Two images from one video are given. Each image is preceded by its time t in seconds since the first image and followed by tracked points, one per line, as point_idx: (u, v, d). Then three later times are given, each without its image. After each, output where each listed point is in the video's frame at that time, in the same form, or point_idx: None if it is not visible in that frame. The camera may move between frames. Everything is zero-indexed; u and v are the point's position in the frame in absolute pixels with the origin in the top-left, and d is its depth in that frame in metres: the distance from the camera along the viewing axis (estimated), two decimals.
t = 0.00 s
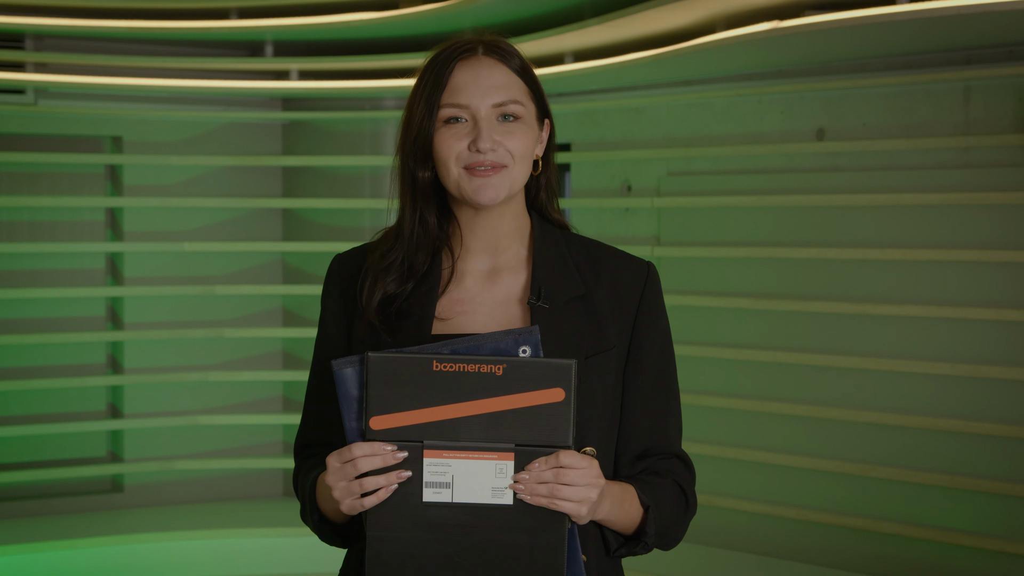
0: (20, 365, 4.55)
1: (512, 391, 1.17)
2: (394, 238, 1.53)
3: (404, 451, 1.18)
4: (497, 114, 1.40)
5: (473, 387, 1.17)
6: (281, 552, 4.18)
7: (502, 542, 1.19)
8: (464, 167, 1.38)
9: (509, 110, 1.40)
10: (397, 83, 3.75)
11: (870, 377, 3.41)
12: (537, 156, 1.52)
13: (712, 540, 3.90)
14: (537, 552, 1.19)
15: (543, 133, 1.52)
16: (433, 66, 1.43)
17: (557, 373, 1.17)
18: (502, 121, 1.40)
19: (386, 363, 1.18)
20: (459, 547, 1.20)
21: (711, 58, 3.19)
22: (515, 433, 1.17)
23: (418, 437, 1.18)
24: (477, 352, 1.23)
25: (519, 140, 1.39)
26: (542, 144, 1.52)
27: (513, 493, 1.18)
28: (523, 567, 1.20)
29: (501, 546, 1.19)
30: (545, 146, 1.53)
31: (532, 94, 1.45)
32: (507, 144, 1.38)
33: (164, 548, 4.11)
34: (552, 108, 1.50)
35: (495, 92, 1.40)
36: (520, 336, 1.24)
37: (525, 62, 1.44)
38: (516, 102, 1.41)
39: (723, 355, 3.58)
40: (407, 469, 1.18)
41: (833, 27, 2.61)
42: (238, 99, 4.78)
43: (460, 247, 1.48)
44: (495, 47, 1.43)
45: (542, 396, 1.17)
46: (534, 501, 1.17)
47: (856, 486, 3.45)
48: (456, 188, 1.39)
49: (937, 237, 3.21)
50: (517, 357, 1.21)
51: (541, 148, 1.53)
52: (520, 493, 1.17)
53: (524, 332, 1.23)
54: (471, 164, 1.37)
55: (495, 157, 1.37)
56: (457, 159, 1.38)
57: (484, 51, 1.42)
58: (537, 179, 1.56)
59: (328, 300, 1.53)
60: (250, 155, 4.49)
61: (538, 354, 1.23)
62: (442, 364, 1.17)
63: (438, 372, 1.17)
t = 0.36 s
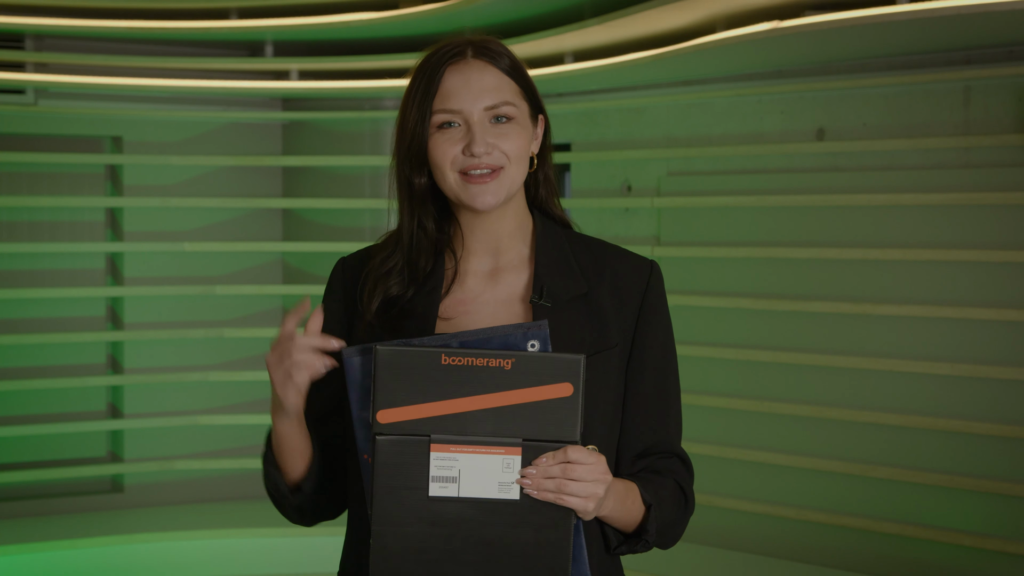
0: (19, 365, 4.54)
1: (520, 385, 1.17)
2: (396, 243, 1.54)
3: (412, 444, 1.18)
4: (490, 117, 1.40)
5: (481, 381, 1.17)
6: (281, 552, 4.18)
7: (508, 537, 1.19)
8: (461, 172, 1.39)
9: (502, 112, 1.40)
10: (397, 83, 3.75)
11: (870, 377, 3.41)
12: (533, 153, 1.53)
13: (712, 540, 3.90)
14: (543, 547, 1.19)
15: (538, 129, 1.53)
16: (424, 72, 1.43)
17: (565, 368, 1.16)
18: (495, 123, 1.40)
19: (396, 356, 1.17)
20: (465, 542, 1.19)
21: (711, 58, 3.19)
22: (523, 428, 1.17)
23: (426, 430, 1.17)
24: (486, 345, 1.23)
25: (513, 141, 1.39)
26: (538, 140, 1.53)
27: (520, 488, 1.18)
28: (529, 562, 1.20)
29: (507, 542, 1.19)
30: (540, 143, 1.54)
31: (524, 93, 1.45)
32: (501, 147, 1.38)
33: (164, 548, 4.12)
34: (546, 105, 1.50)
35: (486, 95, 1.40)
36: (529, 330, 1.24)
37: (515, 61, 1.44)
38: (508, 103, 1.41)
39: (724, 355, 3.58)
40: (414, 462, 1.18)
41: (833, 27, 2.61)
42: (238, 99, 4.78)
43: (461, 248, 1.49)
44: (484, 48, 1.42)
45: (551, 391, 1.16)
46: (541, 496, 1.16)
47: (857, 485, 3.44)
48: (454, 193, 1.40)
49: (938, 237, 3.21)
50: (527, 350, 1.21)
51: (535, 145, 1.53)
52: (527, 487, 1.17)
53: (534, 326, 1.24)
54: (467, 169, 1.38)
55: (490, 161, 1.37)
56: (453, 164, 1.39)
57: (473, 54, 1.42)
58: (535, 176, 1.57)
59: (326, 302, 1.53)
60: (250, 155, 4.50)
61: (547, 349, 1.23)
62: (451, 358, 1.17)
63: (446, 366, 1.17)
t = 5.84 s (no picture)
0: (18, 365, 4.54)
1: (525, 376, 1.17)
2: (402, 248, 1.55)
3: (417, 438, 1.17)
4: (497, 118, 1.41)
5: (486, 373, 1.17)
6: (281, 552, 4.18)
7: (516, 531, 1.19)
8: (479, 179, 1.40)
9: (508, 111, 1.41)
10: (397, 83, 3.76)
11: (870, 377, 3.41)
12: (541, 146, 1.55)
13: (712, 540, 3.90)
14: (552, 540, 1.20)
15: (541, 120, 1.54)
16: (422, 86, 1.44)
17: (570, 358, 1.17)
18: (503, 123, 1.41)
19: (399, 350, 1.17)
20: (473, 536, 1.19)
21: (712, 58, 3.19)
22: (530, 419, 1.17)
23: (431, 425, 1.17)
24: (491, 338, 1.24)
25: (524, 139, 1.41)
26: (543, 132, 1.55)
27: (527, 480, 1.18)
28: (538, 556, 1.20)
29: (516, 535, 1.19)
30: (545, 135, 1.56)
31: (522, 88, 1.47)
32: (514, 146, 1.39)
33: (164, 548, 4.12)
34: (543, 96, 1.52)
35: (490, 97, 1.41)
36: (534, 321, 1.25)
37: (506, 59, 1.46)
38: (511, 102, 1.42)
39: (724, 354, 3.58)
40: (421, 457, 1.17)
41: (833, 27, 2.61)
42: (238, 99, 4.78)
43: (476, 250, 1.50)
44: (474, 52, 1.44)
45: (556, 381, 1.17)
46: (548, 487, 1.16)
47: (857, 485, 3.45)
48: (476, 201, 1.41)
49: (939, 236, 3.21)
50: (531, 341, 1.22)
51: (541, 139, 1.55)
52: (535, 479, 1.17)
53: (538, 317, 1.25)
54: (486, 174, 1.39)
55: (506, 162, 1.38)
56: (471, 172, 1.40)
57: (465, 60, 1.43)
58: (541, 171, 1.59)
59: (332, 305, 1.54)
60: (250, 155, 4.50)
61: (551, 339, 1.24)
62: (454, 351, 1.17)
63: (451, 359, 1.16)
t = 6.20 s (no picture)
0: (18, 365, 4.54)
1: (518, 376, 1.17)
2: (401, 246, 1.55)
3: (410, 439, 1.17)
4: (498, 120, 1.41)
5: (479, 373, 1.17)
6: (281, 552, 4.18)
7: (509, 531, 1.19)
8: (478, 180, 1.40)
9: (509, 113, 1.41)
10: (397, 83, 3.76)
11: (870, 377, 3.41)
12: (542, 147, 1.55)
13: (712, 539, 3.90)
14: (547, 540, 1.19)
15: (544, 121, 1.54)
16: (424, 85, 1.44)
17: (563, 358, 1.17)
18: (504, 125, 1.41)
19: (392, 350, 1.17)
20: (466, 537, 1.19)
21: (712, 58, 3.19)
22: (523, 420, 1.17)
23: (424, 425, 1.17)
24: (485, 338, 1.24)
25: (524, 141, 1.41)
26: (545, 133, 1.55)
27: (520, 480, 1.18)
28: (531, 557, 1.20)
29: (510, 536, 1.19)
30: (546, 137, 1.56)
31: (526, 90, 1.47)
32: (515, 149, 1.39)
33: (164, 548, 4.12)
34: (547, 97, 1.52)
35: (492, 99, 1.41)
36: (527, 321, 1.26)
37: (512, 60, 1.46)
38: (513, 104, 1.42)
39: (723, 354, 3.58)
40: (413, 456, 1.18)
41: (833, 27, 2.61)
42: (238, 99, 4.79)
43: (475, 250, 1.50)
44: (479, 52, 1.44)
45: (550, 381, 1.17)
46: (542, 488, 1.16)
47: (856, 485, 3.45)
48: (474, 202, 1.41)
49: (938, 237, 3.21)
50: (524, 342, 1.22)
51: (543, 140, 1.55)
52: (528, 480, 1.17)
53: (531, 317, 1.25)
54: (485, 176, 1.39)
55: (506, 165, 1.38)
56: (470, 174, 1.40)
57: (470, 60, 1.43)
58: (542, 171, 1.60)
59: (330, 305, 1.54)
60: (250, 155, 4.50)
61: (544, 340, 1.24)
62: (448, 351, 1.17)
63: (444, 359, 1.17)
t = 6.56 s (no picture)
0: (18, 365, 4.54)
1: (525, 391, 1.17)
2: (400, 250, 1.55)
3: (413, 445, 1.18)
4: (491, 118, 1.42)
5: (485, 385, 1.17)
6: (281, 552, 4.18)
7: (506, 539, 1.18)
8: (477, 181, 1.40)
9: (501, 111, 1.42)
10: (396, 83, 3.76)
11: (870, 377, 3.41)
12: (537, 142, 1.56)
13: (712, 539, 3.90)
14: (544, 550, 1.19)
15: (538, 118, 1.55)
16: (415, 91, 1.46)
17: (570, 376, 1.17)
18: (497, 123, 1.42)
19: (399, 357, 1.17)
20: (464, 543, 1.19)
21: (711, 58, 3.19)
22: (527, 434, 1.17)
23: (428, 433, 1.17)
24: (491, 349, 1.23)
25: (519, 137, 1.41)
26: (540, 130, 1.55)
27: (520, 492, 1.18)
28: (526, 565, 1.19)
29: (507, 544, 1.18)
30: (542, 133, 1.56)
31: (516, 87, 1.47)
32: (510, 145, 1.40)
33: (164, 548, 4.12)
34: (538, 93, 1.52)
35: (483, 98, 1.42)
36: (536, 336, 1.24)
37: (500, 60, 1.47)
38: (503, 101, 1.43)
39: (723, 355, 3.58)
40: (415, 463, 1.18)
41: (833, 27, 2.61)
42: (238, 99, 4.79)
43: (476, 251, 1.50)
44: (467, 54, 1.45)
45: (556, 398, 1.17)
46: (542, 502, 1.16)
47: (856, 486, 3.44)
48: (475, 203, 1.41)
49: (938, 237, 3.21)
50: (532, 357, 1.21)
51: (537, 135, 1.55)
52: (528, 492, 1.17)
53: (540, 332, 1.24)
54: (483, 176, 1.39)
55: (503, 162, 1.38)
56: (468, 174, 1.40)
57: (458, 63, 1.44)
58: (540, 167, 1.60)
59: (330, 312, 1.54)
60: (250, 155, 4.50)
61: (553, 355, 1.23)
62: (454, 362, 1.17)
63: (451, 369, 1.17)
